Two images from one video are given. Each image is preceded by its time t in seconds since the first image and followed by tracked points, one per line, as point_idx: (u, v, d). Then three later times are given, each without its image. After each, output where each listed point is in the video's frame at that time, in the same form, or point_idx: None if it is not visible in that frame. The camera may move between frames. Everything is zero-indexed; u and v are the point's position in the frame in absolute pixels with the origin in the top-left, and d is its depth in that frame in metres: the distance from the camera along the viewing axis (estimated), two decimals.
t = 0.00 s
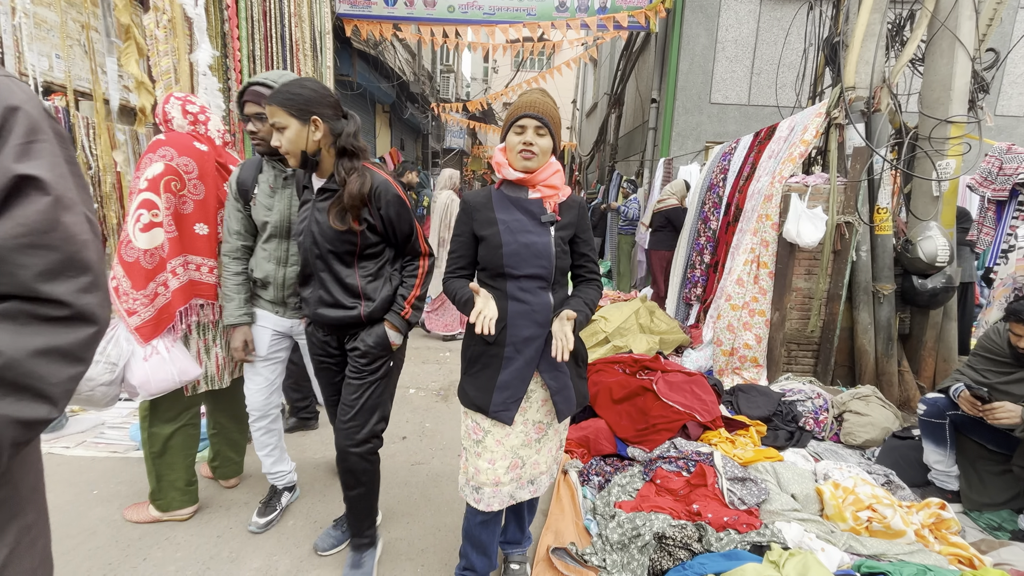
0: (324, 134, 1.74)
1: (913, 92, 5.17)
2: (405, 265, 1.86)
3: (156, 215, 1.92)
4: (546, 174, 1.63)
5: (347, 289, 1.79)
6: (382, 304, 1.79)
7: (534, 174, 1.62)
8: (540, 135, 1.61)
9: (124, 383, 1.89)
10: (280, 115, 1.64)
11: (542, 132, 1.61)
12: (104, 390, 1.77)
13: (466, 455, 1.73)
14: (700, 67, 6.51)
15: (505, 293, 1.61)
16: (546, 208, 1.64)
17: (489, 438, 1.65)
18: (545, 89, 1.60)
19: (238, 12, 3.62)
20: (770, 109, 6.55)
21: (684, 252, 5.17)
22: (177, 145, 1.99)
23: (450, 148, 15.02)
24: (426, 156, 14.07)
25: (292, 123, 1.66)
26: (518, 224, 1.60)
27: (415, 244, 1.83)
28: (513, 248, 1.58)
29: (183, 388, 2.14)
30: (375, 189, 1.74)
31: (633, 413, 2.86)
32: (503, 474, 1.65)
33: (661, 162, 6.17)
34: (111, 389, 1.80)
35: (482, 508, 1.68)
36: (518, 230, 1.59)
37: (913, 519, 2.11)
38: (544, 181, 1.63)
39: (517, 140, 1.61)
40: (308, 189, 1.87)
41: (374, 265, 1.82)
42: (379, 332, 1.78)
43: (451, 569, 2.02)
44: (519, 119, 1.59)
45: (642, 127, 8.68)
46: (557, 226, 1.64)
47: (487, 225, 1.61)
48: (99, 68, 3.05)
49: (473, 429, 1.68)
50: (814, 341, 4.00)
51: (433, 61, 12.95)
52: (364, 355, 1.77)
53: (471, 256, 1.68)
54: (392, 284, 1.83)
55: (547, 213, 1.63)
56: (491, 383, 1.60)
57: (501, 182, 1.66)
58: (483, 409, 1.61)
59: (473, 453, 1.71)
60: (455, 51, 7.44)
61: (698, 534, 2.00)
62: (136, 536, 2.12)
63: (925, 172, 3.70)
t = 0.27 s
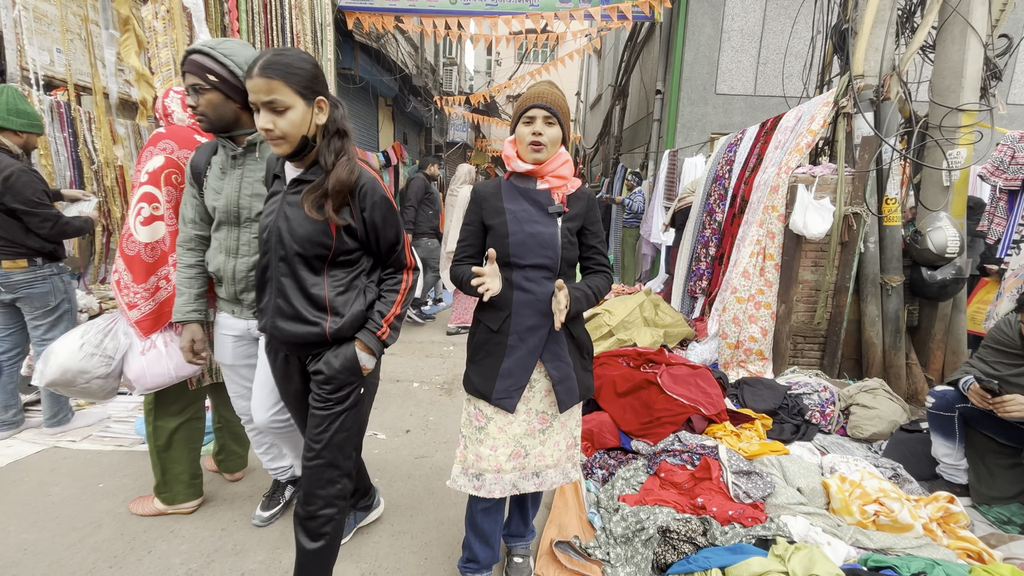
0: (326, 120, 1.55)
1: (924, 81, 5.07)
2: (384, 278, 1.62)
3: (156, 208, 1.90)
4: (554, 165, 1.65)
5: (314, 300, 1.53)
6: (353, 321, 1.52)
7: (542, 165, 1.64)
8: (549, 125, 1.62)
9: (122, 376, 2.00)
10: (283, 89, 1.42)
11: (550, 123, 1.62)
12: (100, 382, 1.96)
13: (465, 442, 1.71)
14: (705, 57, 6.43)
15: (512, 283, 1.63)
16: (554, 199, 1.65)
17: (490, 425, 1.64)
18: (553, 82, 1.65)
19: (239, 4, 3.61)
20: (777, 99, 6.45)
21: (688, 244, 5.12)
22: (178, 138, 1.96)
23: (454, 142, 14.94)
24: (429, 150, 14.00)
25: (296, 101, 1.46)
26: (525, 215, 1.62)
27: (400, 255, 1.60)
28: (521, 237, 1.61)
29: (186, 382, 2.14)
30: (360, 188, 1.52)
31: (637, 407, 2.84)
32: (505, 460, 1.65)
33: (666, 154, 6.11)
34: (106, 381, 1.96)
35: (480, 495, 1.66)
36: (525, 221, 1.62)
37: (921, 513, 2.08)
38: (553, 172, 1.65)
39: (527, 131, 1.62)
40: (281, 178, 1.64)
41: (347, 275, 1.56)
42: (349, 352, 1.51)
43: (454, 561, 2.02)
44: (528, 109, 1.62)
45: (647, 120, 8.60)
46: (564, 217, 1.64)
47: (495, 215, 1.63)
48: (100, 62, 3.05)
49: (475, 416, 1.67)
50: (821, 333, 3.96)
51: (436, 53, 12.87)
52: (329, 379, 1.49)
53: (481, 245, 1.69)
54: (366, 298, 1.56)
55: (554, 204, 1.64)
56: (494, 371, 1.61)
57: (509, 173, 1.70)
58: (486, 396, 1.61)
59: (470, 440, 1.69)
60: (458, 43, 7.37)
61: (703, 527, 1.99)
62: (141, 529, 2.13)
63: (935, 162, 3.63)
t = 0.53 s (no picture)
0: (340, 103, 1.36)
1: (932, 71, 5.00)
2: (379, 278, 1.42)
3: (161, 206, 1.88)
4: (559, 160, 1.65)
5: (300, 304, 1.26)
6: (351, 328, 1.30)
7: (547, 159, 1.64)
8: (554, 120, 1.62)
9: (129, 373, 2.01)
10: (322, 62, 1.20)
11: (555, 117, 1.63)
12: (108, 378, 1.96)
13: (466, 432, 1.74)
14: (710, 50, 6.36)
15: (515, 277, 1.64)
16: (558, 193, 1.64)
17: (490, 415, 1.65)
18: (560, 76, 1.64)
19: None
20: (783, 92, 6.38)
21: (693, 239, 5.09)
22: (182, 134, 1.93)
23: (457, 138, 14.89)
24: (431, 146, 13.97)
25: (328, 78, 1.25)
26: (528, 208, 1.62)
27: (401, 252, 1.42)
28: (523, 231, 1.61)
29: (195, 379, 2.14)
30: (361, 174, 1.30)
31: (642, 402, 2.84)
32: (503, 451, 1.65)
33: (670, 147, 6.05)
34: (115, 377, 1.97)
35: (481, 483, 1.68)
36: (528, 214, 1.61)
37: (929, 509, 2.06)
38: (559, 166, 1.64)
39: (532, 125, 1.63)
40: (252, 155, 1.32)
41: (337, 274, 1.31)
42: (344, 365, 1.30)
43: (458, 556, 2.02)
44: (534, 105, 1.62)
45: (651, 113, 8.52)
46: (568, 211, 1.63)
47: (500, 207, 1.63)
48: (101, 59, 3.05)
49: (476, 405, 1.68)
50: (827, 328, 3.94)
51: (438, 48, 12.79)
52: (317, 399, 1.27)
53: (486, 238, 1.69)
54: (363, 300, 1.35)
55: (559, 198, 1.63)
56: (495, 362, 1.62)
57: (515, 167, 1.70)
58: (487, 386, 1.62)
59: (471, 429, 1.71)
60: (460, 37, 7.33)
61: (709, 523, 1.97)
62: (148, 524, 2.14)
63: (944, 153, 3.58)
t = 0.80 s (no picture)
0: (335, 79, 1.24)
1: (940, 64, 4.94)
2: (379, 290, 1.35)
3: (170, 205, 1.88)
4: (557, 152, 1.63)
5: (301, 326, 1.14)
6: (357, 349, 1.21)
7: (545, 153, 1.63)
8: (552, 112, 1.61)
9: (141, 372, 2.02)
10: (317, 29, 1.09)
11: (554, 109, 1.62)
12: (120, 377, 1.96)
13: (464, 425, 1.75)
14: (714, 44, 6.32)
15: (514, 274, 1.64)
16: (556, 188, 1.63)
17: (489, 409, 1.67)
18: (558, 70, 1.63)
19: None
20: (788, 86, 6.33)
21: (697, 235, 5.07)
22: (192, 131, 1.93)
23: (459, 134, 14.86)
24: (434, 142, 13.95)
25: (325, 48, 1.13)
26: (525, 204, 1.61)
27: (402, 261, 1.36)
28: (520, 227, 1.60)
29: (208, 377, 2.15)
30: (370, 176, 1.24)
31: (646, 398, 2.82)
32: (502, 442, 1.68)
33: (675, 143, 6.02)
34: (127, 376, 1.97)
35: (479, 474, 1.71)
36: (526, 210, 1.61)
37: (937, 505, 2.05)
38: (556, 160, 1.63)
39: (529, 118, 1.62)
40: (234, 150, 1.18)
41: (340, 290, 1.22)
42: (351, 391, 1.22)
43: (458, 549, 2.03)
44: (532, 97, 1.61)
45: (654, 108, 8.48)
46: (566, 206, 1.62)
47: (496, 203, 1.63)
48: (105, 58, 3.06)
49: (473, 399, 1.70)
50: (833, 324, 3.91)
51: (440, 43, 12.74)
52: (318, 430, 1.18)
53: (484, 233, 1.69)
54: (366, 317, 1.27)
55: (556, 194, 1.62)
56: (493, 357, 1.63)
57: (512, 164, 1.69)
58: (486, 381, 1.63)
59: (469, 421, 1.72)
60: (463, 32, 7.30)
61: (714, 519, 1.97)
62: (154, 519, 2.16)
63: (952, 147, 3.55)
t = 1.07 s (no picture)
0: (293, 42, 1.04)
1: (947, 59, 4.90)
2: (376, 308, 1.17)
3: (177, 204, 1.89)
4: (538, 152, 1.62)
5: (282, 357, 0.95)
6: (356, 382, 1.03)
7: (528, 150, 1.63)
8: (533, 109, 1.61)
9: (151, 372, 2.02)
10: None
11: (535, 107, 1.61)
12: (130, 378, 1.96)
13: (454, 421, 1.77)
14: (718, 41, 6.28)
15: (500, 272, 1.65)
16: (540, 184, 1.62)
17: (476, 406, 1.74)
18: (541, 65, 1.60)
19: None
20: (792, 83, 6.29)
21: (700, 232, 5.05)
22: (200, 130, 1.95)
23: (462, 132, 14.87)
24: (437, 141, 13.96)
25: None
26: (510, 201, 1.62)
27: (402, 270, 1.18)
28: (505, 224, 1.61)
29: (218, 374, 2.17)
30: (359, 164, 1.05)
31: (650, 397, 2.81)
32: (491, 435, 1.75)
33: (678, 140, 5.99)
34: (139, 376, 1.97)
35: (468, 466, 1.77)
36: (510, 207, 1.61)
37: (943, 503, 2.04)
38: (540, 157, 1.62)
39: (511, 117, 1.62)
40: (181, 143, 0.99)
41: (331, 310, 1.03)
42: (347, 433, 1.04)
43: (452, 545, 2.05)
44: (512, 95, 1.61)
45: (657, 106, 8.45)
46: (551, 202, 1.61)
47: (482, 199, 1.65)
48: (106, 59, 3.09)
49: (461, 396, 1.75)
50: (837, 321, 3.91)
51: (443, 42, 12.73)
52: (317, 487, 1.00)
53: (469, 232, 1.71)
54: (362, 342, 1.08)
55: (541, 190, 1.61)
56: (482, 356, 1.65)
57: (497, 161, 1.70)
58: (475, 379, 1.66)
59: (455, 416, 1.77)
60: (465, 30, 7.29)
61: (718, 518, 1.97)
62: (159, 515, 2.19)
63: (958, 144, 3.52)
